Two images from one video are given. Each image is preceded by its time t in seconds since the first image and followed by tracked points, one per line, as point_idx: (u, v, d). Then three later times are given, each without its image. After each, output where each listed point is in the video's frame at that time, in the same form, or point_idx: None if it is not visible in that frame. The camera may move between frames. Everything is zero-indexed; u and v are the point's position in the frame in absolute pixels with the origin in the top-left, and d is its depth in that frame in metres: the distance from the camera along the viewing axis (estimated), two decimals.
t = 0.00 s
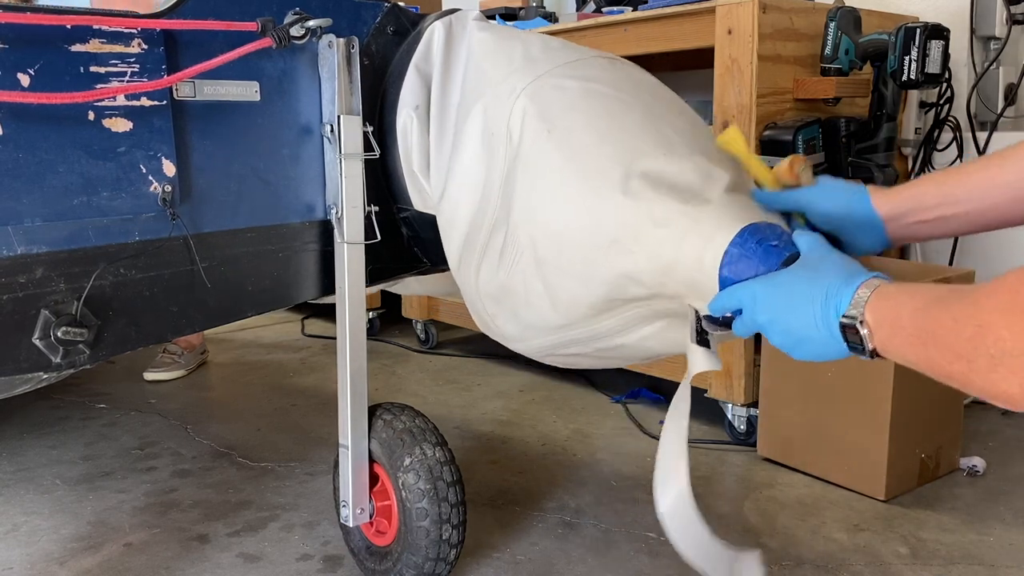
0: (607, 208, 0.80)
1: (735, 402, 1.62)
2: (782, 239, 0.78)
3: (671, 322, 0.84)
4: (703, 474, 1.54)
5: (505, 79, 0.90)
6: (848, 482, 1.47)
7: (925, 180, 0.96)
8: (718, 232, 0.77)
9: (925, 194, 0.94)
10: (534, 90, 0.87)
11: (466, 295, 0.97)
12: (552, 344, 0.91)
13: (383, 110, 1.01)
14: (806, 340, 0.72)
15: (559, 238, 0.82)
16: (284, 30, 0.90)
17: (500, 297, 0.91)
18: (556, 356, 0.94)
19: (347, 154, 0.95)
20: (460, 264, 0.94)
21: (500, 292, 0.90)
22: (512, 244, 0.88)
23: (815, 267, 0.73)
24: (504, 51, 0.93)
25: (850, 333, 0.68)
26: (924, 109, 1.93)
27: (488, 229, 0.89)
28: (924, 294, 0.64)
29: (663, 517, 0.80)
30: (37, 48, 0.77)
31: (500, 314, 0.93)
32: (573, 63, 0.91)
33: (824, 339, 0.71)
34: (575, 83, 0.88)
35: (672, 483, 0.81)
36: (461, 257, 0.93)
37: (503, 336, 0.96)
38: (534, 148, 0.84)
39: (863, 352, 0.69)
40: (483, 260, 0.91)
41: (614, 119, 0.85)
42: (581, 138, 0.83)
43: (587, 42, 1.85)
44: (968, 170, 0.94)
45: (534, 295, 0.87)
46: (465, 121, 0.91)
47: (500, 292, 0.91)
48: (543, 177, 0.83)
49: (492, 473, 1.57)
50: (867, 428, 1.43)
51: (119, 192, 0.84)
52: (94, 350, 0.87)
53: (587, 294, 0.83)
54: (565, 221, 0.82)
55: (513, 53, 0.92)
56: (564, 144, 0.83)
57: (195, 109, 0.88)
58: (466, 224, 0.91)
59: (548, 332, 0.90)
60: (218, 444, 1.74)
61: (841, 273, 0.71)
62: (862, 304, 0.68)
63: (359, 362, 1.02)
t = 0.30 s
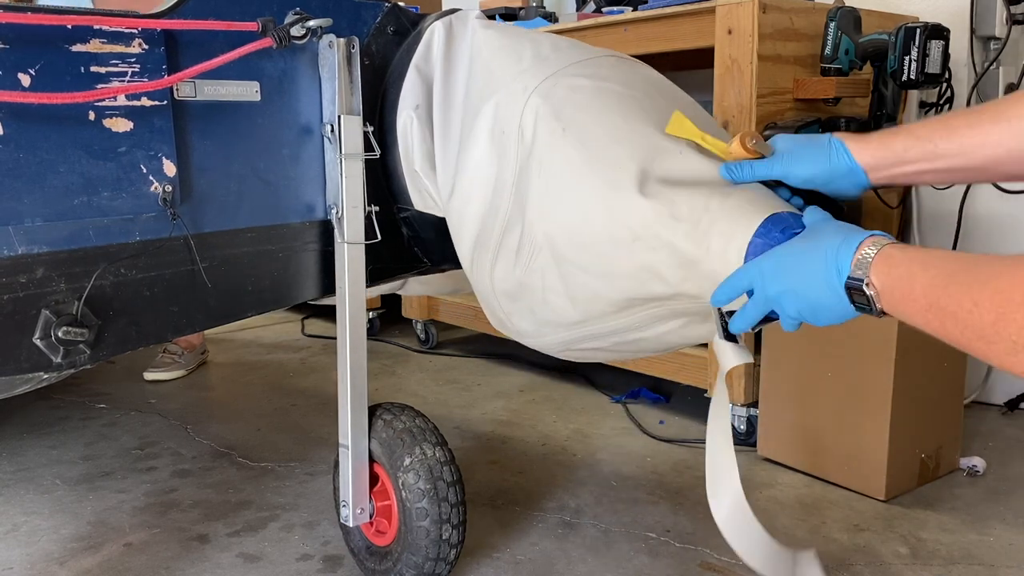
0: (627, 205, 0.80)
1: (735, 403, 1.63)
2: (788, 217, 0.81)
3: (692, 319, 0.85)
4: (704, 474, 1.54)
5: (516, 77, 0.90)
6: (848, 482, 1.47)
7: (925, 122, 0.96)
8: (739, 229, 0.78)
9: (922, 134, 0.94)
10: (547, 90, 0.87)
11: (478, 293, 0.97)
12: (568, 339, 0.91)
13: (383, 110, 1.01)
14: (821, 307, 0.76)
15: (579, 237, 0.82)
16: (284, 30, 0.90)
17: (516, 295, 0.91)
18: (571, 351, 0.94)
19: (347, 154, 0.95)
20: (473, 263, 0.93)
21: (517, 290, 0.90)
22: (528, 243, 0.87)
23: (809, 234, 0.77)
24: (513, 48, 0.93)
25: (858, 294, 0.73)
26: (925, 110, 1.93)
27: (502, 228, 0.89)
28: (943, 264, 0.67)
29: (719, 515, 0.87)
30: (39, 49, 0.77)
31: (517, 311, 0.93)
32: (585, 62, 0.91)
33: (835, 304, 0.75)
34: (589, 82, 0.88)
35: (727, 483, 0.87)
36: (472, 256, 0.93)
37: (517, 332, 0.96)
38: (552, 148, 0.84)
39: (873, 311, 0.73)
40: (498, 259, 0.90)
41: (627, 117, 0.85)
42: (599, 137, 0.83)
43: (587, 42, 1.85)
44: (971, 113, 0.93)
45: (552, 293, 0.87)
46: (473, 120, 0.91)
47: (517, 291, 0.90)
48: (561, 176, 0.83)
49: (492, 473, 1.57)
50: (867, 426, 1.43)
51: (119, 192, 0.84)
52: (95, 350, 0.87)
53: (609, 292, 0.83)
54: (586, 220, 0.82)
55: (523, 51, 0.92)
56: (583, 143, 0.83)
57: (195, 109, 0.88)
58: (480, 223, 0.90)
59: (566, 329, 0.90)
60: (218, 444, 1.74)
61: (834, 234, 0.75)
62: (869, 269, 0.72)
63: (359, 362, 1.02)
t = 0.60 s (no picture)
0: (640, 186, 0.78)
1: (735, 402, 1.61)
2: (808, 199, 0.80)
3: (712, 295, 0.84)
4: (704, 474, 1.54)
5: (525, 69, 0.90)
6: (848, 482, 1.47)
7: (913, 95, 0.98)
8: (760, 203, 0.77)
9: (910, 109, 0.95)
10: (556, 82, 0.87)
11: (489, 288, 0.96)
12: (583, 331, 0.90)
13: (383, 110, 1.01)
14: (836, 294, 0.77)
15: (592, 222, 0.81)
16: (283, 30, 0.91)
17: (530, 287, 0.89)
18: (586, 344, 0.92)
19: (346, 154, 0.95)
20: (483, 258, 0.92)
21: (531, 281, 0.89)
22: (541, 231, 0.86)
23: (832, 219, 0.77)
24: (521, 42, 0.93)
25: (876, 286, 0.75)
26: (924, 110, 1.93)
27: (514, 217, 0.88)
28: (954, 260, 0.69)
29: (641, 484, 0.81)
30: (38, 49, 0.77)
31: (531, 304, 0.91)
32: (595, 54, 0.91)
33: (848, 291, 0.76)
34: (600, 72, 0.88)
35: (661, 459, 0.81)
36: (482, 250, 0.92)
37: (529, 326, 0.95)
38: (564, 136, 0.83)
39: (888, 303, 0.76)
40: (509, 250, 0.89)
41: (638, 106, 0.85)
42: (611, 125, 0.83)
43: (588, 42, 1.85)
44: (959, 85, 0.94)
45: (568, 282, 0.86)
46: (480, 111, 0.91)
47: (531, 282, 0.89)
48: (573, 163, 0.82)
49: (492, 473, 1.56)
50: (869, 425, 1.42)
51: (118, 192, 0.84)
52: (93, 350, 0.87)
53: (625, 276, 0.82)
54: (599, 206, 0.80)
55: (532, 44, 0.92)
56: (595, 131, 0.83)
57: (194, 109, 0.88)
58: (491, 213, 0.89)
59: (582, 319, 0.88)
60: (218, 444, 1.74)
61: (858, 223, 0.76)
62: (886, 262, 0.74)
63: (359, 362, 1.02)
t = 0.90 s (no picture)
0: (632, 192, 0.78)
1: (735, 402, 1.61)
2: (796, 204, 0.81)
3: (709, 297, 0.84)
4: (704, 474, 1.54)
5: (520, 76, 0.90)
6: (848, 482, 1.47)
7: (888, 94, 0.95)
8: (749, 208, 0.77)
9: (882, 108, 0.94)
10: (551, 89, 0.87)
11: (489, 289, 0.96)
12: (581, 333, 0.90)
13: (382, 110, 1.01)
14: (822, 299, 0.77)
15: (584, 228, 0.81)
16: (284, 30, 0.90)
17: (526, 290, 0.89)
18: (586, 345, 0.92)
19: (347, 154, 0.95)
20: (481, 261, 0.92)
21: (527, 285, 0.89)
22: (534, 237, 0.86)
23: (822, 224, 0.77)
24: (518, 47, 0.93)
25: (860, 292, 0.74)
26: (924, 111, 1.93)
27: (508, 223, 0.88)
28: (929, 263, 0.68)
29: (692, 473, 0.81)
30: (39, 49, 0.77)
31: (528, 306, 0.91)
32: (592, 60, 0.91)
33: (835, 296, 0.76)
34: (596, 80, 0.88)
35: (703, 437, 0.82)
36: (479, 254, 0.92)
37: (528, 328, 0.95)
38: (558, 143, 0.83)
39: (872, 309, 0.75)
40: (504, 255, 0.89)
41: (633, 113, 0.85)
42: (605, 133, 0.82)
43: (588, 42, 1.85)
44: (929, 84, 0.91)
45: (563, 286, 0.86)
46: (476, 117, 0.90)
47: (527, 286, 0.89)
48: (566, 170, 0.82)
49: (492, 473, 1.56)
50: (869, 426, 1.42)
51: (118, 192, 0.84)
52: (94, 350, 0.87)
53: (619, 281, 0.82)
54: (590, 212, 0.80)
55: (529, 49, 0.92)
56: (588, 138, 0.82)
57: (194, 109, 0.88)
58: (486, 219, 0.89)
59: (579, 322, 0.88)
60: (218, 444, 1.74)
61: (847, 229, 0.76)
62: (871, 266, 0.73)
63: (359, 361, 1.02)
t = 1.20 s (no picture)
0: (631, 194, 0.78)
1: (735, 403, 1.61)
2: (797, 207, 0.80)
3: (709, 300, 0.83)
4: (704, 474, 1.54)
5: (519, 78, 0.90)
6: (848, 482, 1.47)
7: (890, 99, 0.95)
8: (750, 214, 0.76)
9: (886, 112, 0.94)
10: (550, 91, 0.87)
11: (489, 290, 0.96)
12: (580, 334, 0.90)
13: (383, 110, 1.01)
14: (824, 304, 0.76)
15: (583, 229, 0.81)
16: (284, 30, 0.90)
17: (526, 291, 0.89)
18: (586, 345, 0.92)
19: (346, 154, 0.95)
20: (481, 261, 0.93)
21: (527, 286, 0.89)
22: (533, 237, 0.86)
23: (825, 228, 0.77)
24: (518, 47, 0.93)
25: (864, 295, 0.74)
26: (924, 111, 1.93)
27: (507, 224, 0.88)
28: (935, 264, 0.69)
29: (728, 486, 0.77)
30: (39, 49, 0.77)
31: (529, 306, 0.91)
32: (591, 60, 0.91)
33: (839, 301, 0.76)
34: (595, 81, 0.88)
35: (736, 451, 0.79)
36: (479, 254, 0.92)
37: (528, 328, 0.95)
38: (556, 145, 0.83)
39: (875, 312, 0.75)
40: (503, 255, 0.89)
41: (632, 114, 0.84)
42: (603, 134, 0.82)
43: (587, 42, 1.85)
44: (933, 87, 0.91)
45: (563, 287, 0.86)
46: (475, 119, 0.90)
47: (527, 286, 0.89)
48: (563, 171, 0.82)
49: (492, 473, 1.56)
50: (869, 427, 1.42)
51: (118, 192, 0.84)
52: (94, 350, 0.87)
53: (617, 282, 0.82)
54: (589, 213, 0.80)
55: (528, 50, 0.92)
56: (587, 140, 0.82)
57: (194, 109, 0.88)
58: (485, 220, 0.89)
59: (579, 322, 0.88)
60: (218, 444, 1.74)
61: (850, 234, 0.75)
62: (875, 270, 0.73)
63: (359, 361, 1.02)
